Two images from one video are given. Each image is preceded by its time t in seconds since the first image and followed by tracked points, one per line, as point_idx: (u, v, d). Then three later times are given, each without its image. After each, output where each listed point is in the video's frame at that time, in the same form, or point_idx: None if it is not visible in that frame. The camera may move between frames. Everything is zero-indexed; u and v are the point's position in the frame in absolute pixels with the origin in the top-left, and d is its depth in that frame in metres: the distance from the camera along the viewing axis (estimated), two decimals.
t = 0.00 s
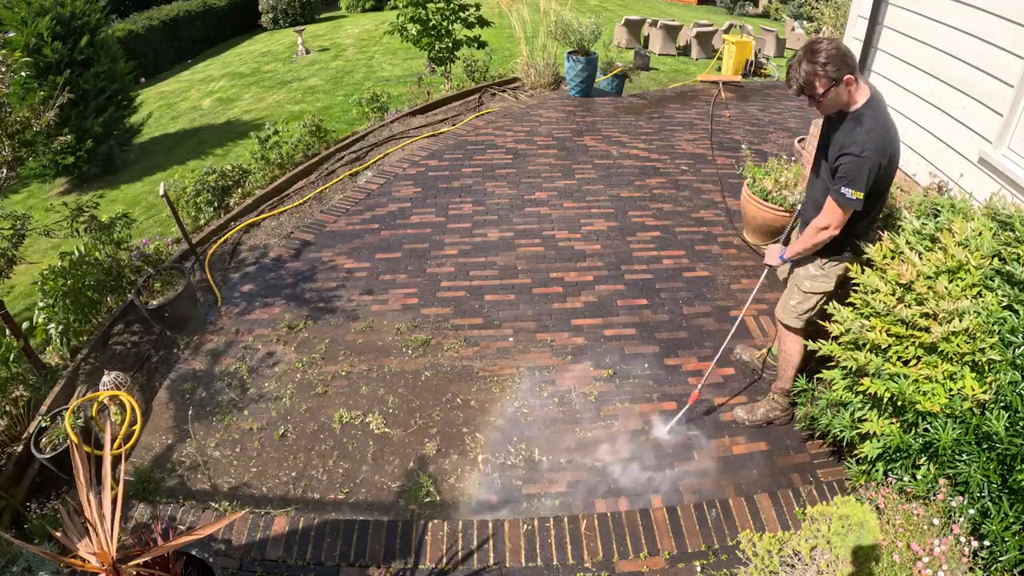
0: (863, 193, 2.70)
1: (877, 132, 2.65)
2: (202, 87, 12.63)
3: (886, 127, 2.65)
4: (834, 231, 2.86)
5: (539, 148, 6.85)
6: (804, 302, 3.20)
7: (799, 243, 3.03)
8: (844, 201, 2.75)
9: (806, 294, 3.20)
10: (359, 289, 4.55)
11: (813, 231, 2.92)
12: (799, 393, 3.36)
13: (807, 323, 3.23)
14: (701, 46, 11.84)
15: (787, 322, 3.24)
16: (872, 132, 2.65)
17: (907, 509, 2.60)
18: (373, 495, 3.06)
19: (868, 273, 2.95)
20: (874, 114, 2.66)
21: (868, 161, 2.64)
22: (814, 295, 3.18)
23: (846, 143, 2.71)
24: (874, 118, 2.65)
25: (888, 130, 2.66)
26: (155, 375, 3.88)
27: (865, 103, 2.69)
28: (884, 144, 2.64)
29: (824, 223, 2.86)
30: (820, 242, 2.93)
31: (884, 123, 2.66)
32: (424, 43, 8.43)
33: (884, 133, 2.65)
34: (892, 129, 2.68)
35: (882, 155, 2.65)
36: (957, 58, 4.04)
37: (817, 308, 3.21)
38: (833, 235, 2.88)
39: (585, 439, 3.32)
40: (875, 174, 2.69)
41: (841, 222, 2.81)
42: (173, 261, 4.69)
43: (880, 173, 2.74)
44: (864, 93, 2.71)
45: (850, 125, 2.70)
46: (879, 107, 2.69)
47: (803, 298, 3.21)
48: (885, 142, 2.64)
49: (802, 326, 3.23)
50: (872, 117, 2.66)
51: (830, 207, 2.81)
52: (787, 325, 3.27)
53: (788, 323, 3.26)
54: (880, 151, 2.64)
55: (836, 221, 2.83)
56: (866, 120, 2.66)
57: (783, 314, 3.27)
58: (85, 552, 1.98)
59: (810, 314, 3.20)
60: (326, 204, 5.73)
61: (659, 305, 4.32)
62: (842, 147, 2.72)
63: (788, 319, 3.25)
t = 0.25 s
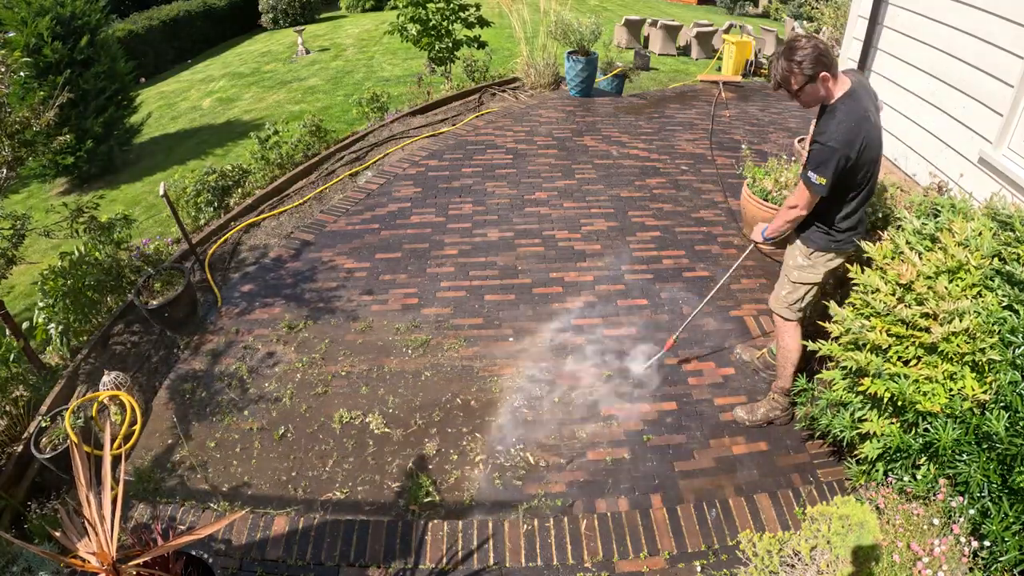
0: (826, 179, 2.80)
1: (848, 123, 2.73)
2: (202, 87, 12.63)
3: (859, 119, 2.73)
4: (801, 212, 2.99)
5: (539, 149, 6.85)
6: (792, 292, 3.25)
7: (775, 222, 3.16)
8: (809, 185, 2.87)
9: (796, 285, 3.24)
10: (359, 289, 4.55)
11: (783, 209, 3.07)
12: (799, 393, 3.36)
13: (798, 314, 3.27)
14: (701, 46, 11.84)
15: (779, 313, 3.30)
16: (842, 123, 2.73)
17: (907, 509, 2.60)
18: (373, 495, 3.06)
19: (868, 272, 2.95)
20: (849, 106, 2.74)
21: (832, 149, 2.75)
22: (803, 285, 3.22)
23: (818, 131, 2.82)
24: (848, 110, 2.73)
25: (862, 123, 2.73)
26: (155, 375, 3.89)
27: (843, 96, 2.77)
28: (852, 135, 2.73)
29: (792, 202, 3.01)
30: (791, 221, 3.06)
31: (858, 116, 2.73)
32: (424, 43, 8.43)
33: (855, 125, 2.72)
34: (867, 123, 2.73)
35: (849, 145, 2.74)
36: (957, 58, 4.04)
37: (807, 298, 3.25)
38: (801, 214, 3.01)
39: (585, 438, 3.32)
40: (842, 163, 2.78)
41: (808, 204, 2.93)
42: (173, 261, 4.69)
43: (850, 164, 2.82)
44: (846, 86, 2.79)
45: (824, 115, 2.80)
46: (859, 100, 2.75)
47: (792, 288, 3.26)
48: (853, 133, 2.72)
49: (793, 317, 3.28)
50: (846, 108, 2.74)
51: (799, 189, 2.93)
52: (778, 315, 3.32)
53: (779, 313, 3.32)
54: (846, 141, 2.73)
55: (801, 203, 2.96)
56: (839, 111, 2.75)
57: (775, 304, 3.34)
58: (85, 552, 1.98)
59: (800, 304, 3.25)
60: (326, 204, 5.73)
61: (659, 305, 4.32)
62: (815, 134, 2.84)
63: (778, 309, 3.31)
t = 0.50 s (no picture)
0: (851, 200, 2.66)
1: (867, 136, 2.61)
2: (202, 87, 12.63)
3: (876, 132, 2.62)
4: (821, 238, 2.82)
5: (539, 148, 6.85)
6: (793, 317, 3.16)
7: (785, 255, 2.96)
8: (832, 207, 2.70)
9: (796, 309, 3.16)
10: (359, 289, 4.55)
11: (797, 238, 2.88)
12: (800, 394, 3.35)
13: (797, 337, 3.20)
14: (701, 46, 11.84)
15: (779, 337, 3.22)
16: (862, 137, 2.61)
17: (907, 509, 2.60)
18: (373, 495, 3.06)
19: (868, 273, 2.95)
20: (864, 119, 2.62)
21: (858, 167, 2.60)
22: (804, 310, 3.14)
23: (835, 148, 2.67)
24: (865, 123, 2.62)
25: (880, 136, 2.62)
26: (155, 375, 3.89)
27: (855, 108, 2.66)
28: (875, 150, 2.60)
29: (810, 230, 2.82)
30: (806, 251, 2.89)
31: (875, 128, 2.62)
32: (423, 43, 8.43)
33: (875, 138, 2.60)
34: (883, 135, 2.64)
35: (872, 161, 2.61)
36: (957, 58, 4.04)
37: (807, 322, 3.18)
38: (819, 242, 2.83)
39: (585, 439, 3.32)
40: (865, 180, 2.65)
41: (829, 229, 2.77)
42: (173, 261, 4.69)
43: (870, 180, 2.70)
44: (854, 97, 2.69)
45: (839, 129, 2.67)
46: (872, 111, 2.66)
47: (792, 312, 3.17)
48: (875, 147, 2.60)
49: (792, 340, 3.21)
50: (863, 121, 2.62)
51: (818, 214, 2.76)
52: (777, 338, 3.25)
53: (778, 336, 3.24)
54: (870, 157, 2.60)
55: (821, 229, 2.78)
56: (856, 125, 2.63)
57: (774, 328, 3.25)
58: (85, 552, 1.98)
59: (800, 328, 3.18)
60: (326, 204, 5.72)
61: (659, 305, 4.32)
62: (832, 152, 2.69)
63: (777, 333, 3.23)
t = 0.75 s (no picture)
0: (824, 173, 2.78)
1: (846, 117, 2.72)
2: (202, 87, 12.63)
3: (857, 114, 2.72)
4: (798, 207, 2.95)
5: (539, 149, 6.85)
6: (788, 292, 3.23)
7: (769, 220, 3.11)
8: (807, 179, 2.84)
9: (791, 283, 3.23)
10: (359, 289, 4.55)
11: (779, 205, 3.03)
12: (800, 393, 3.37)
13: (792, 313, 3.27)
14: (701, 46, 11.84)
15: (773, 311, 3.29)
16: (840, 116, 2.73)
17: (907, 509, 2.60)
18: (375, 495, 3.05)
19: (868, 273, 2.95)
20: (846, 100, 2.74)
21: (832, 142, 2.73)
22: (798, 284, 3.21)
23: (815, 125, 2.81)
24: (846, 104, 2.74)
25: (860, 117, 2.73)
26: (155, 375, 3.89)
27: (841, 91, 2.78)
28: (850, 129, 2.72)
29: (788, 198, 2.97)
30: (787, 217, 3.02)
31: (856, 109, 2.73)
32: (423, 43, 8.43)
33: (853, 118, 2.72)
34: (864, 117, 2.74)
35: (847, 139, 2.73)
36: (957, 58, 4.04)
37: (802, 297, 3.24)
38: (797, 210, 2.96)
39: (584, 438, 3.33)
40: (840, 157, 2.76)
41: (804, 199, 2.90)
42: (173, 261, 4.69)
43: (848, 159, 2.81)
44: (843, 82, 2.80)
45: (822, 108, 2.80)
46: (857, 95, 2.76)
47: (787, 287, 3.24)
48: (851, 127, 2.72)
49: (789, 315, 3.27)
50: (844, 102, 2.74)
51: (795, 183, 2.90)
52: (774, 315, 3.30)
53: (773, 312, 3.30)
54: (845, 135, 2.72)
55: (798, 198, 2.92)
56: (837, 105, 2.75)
57: (769, 304, 3.31)
58: (84, 552, 1.98)
59: (795, 302, 3.24)
60: (326, 204, 5.72)
61: (659, 305, 4.32)
62: (812, 128, 2.82)
63: (773, 309, 3.29)
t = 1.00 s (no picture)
0: (772, 166, 2.84)
1: (798, 112, 2.76)
2: (202, 87, 12.63)
3: (809, 110, 2.75)
4: (753, 197, 3.03)
5: (539, 149, 6.85)
6: (751, 281, 3.30)
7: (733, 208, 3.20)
8: (758, 172, 2.91)
9: (754, 274, 3.29)
10: (359, 289, 4.55)
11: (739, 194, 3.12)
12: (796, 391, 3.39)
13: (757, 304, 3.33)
14: (701, 46, 11.85)
15: (736, 301, 3.37)
16: (793, 111, 2.77)
17: (907, 509, 2.60)
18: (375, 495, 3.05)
19: (868, 272, 2.95)
20: (801, 96, 2.78)
21: (780, 136, 2.78)
22: (760, 275, 3.27)
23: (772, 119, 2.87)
24: (800, 100, 2.78)
25: (813, 113, 2.75)
26: (156, 375, 3.89)
27: (800, 87, 2.81)
28: (800, 124, 2.75)
29: (746, 187, 3.05)
30: (744, 207, 3.10)
31: (808, 105, 2.75)
32: (423, 43, 8.43)
33: (804, 114, 2.75)
34: (817, 113, 2.75)
35: (796, 134, 2.77)
36: (957, 58, 4.04)
37: (765, 290, 3.29)
38: (753, 200, 3.04)
39: (584, 438, 3.33)
40: (790, 152, 2.81)
41: (758, 190, 2.98)
42: (173, 261, 4.69)
43: (801, 154, 2.84)
44: (804, 77, 2.83)
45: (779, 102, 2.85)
46: (814, 91, 2.78)
47: (751, 277, 3.31)
48: (801, 122, 2.75)
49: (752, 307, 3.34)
50: (798, 97, 2.78)
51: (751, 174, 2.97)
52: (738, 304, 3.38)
53: (739, 301, 3.38)
54: (793, 130, 2.76)
55: (754, 189, 3.00)
56: (791, 100, 2.79)
57: (735, 292, 3.40)
58: (84, 552, 1.98)
59: (758, 294, 3.30)
60: (326, 204, 5.73)
61: (659, 305, 4.32)
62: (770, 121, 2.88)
63: (738, 299, 3.37)
